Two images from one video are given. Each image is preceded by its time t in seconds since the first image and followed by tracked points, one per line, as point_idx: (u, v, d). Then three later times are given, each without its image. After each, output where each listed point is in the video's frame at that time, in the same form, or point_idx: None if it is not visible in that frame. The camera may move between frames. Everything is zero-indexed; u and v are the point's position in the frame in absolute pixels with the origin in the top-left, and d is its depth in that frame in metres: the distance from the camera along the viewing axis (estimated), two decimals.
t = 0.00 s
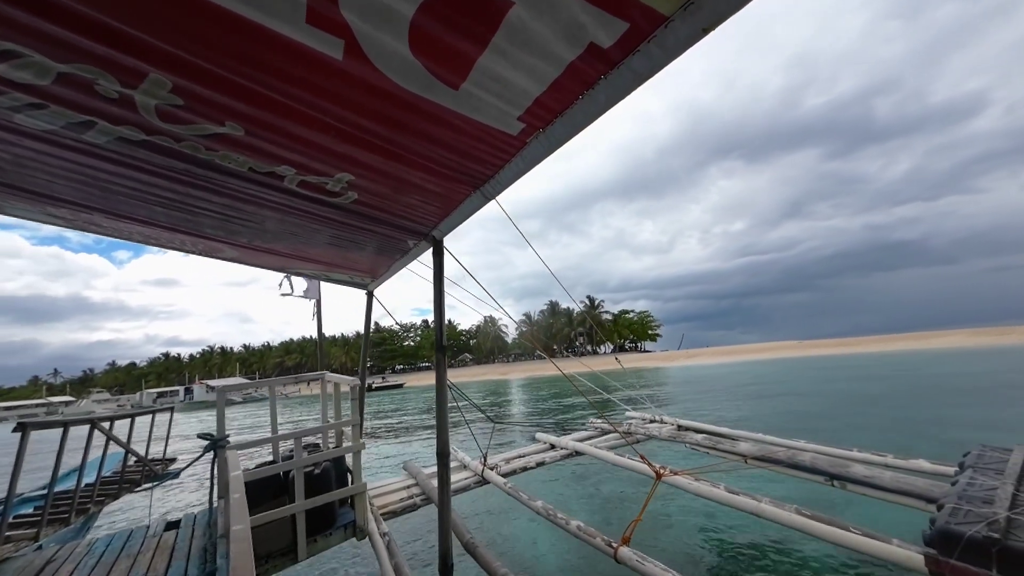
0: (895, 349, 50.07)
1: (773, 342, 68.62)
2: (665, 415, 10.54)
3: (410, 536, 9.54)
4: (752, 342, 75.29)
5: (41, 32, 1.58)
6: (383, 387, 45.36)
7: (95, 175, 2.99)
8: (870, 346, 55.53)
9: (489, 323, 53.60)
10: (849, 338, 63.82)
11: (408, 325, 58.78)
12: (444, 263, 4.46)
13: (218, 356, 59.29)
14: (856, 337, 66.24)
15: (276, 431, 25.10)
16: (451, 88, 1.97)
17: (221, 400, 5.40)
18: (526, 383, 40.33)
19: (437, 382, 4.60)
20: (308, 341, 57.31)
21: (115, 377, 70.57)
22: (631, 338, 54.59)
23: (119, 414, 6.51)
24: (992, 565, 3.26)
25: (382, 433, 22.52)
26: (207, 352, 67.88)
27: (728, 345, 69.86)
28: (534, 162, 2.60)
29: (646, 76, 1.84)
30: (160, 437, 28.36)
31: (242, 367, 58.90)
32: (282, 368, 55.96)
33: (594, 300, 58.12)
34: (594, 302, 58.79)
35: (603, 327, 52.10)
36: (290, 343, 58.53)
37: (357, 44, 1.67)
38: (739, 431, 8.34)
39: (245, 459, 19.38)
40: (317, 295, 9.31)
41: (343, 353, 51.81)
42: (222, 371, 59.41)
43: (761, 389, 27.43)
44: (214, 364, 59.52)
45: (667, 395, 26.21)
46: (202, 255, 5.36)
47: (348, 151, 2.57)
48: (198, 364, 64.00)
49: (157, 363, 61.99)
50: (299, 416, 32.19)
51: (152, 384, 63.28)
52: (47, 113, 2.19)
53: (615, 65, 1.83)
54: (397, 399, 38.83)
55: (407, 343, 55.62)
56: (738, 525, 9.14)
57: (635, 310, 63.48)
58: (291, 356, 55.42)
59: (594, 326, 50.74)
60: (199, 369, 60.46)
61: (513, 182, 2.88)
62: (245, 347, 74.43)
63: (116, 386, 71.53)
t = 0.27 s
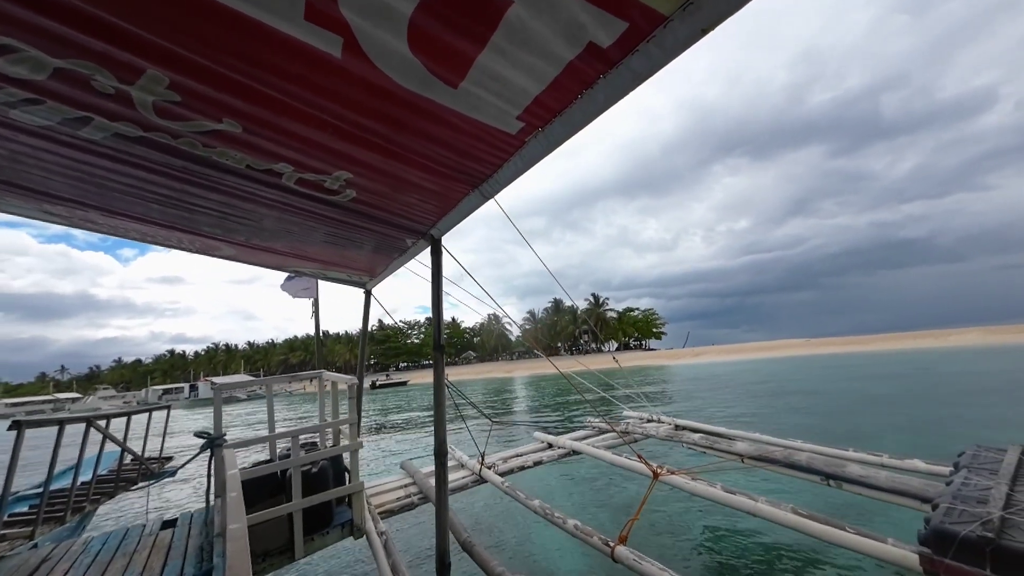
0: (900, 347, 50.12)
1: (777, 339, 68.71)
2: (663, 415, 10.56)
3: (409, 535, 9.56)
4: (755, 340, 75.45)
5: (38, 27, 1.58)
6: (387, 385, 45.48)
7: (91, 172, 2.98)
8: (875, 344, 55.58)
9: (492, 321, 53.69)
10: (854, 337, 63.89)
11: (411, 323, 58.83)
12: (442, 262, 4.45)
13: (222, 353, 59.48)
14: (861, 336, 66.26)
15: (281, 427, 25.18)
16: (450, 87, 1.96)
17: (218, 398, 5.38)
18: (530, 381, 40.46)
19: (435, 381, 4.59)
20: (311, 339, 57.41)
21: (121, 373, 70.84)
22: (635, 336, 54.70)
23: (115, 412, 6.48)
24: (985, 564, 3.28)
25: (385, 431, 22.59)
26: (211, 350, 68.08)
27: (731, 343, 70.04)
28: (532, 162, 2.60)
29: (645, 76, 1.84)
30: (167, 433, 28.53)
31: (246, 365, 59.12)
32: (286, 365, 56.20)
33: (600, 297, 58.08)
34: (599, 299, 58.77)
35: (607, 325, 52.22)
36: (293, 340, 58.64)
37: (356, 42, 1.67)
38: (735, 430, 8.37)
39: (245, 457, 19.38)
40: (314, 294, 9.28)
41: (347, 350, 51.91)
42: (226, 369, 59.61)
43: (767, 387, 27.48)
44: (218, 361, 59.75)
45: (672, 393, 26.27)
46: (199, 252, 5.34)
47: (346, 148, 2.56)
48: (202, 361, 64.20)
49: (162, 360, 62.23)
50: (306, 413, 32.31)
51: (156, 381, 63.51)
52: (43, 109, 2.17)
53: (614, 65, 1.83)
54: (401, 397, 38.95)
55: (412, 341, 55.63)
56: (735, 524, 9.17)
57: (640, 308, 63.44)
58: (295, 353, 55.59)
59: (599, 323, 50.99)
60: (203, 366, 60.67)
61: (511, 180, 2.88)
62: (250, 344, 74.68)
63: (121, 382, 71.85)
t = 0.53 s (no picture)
0: (903, 346, 50.34)
1: (779, 337, 68.94)
2: (659, 413, 10.59)
3: (404, 533, 9.55)
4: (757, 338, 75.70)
5: (32, 19, 1.56)
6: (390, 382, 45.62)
7: (85, 166, 2.95)
8: (877, 342, 55.82)
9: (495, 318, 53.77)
10: (856, 336, 64.08)
11: (413, 320, 58.83)
12: (440, 260, 4.44)
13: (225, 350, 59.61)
14: (864, 335, 66.43)
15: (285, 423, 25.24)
16: (449, 84, 1.95)
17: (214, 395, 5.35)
18: (533, 378, 40.57)
19: (432, 379, 4.59)
20: (313, 335, 57.46)
21: (125, 369, 71.00)
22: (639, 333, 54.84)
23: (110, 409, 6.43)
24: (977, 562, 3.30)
25: (387, 427, 22.64)
26: (214, 346, 68.26)
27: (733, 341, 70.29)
28: (531, 160, 2.60)
29: (645, 75, 1.84)
30: (172, 429, 28.71)
31: (249, 362, 59.31)
32: (289, 361, 56.35)
33: (603, 295, 58.16)
34: (603, 297, 58.84)
35: (611, 322, 52.37)
36: (295, 337, 58.71)
37: (354, 37, 1.65)
38: (731, 430, 8.42)
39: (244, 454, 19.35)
40: (310, 291, 9.25)
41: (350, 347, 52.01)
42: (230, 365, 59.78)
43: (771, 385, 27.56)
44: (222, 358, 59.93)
45: (675, 390, 26.37)
46: (195, 248, 5.31)
47: (343, 145, 2.54)
48: (206, 357, 64.40)
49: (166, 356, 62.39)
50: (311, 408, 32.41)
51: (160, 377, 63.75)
52: (36, 102, 2.15)
53: (615, 63, 1.83)
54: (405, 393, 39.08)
55: (415, 338, 55.68)
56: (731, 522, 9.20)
57: (643, 305, 63.55)
58: (298, 350, 55.66)
59: (602, 320, 51.20)
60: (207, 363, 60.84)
61: (510, 179, 2.87)
62: (253, 341, 74.87)
63: (125, 378, 72.14)
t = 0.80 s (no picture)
0: (908, 343, 50.40)
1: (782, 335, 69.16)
2: (656, 412, 10.62)
3: (401, 530, 9.55)
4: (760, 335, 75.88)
5: (26, 12, 1.54)
6: (395, 378, 45.75)
7: (80, 162, 2.93)
8: (882, 339, 55.89)
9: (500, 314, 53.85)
10: (859, 333, 64.11)
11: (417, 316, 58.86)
12: (438, 258, 4.44)
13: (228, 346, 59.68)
14: (869, 332, 66.38)
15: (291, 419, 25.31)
16: (448, 81, 1.95)
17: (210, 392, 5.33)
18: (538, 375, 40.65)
19: (430, 376, 4.58)
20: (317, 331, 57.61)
21: (133, 365, 71.72)
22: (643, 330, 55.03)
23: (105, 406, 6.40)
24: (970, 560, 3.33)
25: (391, 423, 22.68)
26: (219, 343, 68.54)
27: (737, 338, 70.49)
28: (530, 158, 2.59)
29: (645, 73, 1.83)
30: (179, 424, 28.85)
31: (253, 358, 59.43)
32: (293, 357, 56.54)
33: (608, 291, 58.11)
34: (608, 292, 58.73)
35: (616, 319, 52.58)
36: (299, 333, 58.75)
37: (352, 33, 1.64)
38: (727, 428, 8.47)
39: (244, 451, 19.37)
40: (306, 288, 9.24)
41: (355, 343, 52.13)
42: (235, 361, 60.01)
43: (777, 381, 27.56)
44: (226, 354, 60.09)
45: (679, 387, 26.41)
46: (192, 245, 5.28)
47: (342, 141, 2.53)
48: (211, 354, 64.77)
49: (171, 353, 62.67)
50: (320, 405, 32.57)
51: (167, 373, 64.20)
52: (30, 97, 2.13)
53: (614, 61, 1.82)
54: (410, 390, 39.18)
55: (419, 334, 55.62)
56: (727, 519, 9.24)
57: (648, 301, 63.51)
58: (301, 346, 55.76)
59: (608, 316, 51.53)
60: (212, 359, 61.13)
61: (509, 176, 2.87)
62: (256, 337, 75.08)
63: (131, 373, 72.41)
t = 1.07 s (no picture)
0: (917, 339, 50.29)
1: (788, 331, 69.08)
2: (655, 410, 10.64)
3: (402, 528, 9.56)
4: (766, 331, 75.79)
5: (23, 10, 1.54)
6: (402, 375, 45.92)
7: (79, 160, 2.93)
8: (889, 335, 55.80)
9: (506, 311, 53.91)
10: (866, 328, 64.04)
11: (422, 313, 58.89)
12: (438, 256, 4.44)
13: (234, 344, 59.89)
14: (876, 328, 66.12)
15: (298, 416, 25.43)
16: (447, 78, 1.95)
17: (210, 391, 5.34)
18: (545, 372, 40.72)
19: (430, 375, 4.59)
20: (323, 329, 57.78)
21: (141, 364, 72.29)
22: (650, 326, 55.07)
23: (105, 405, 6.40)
24: (967, 557, 3.35)
25: (397, 420, 22.77)
26: (226, 341, 68.97)
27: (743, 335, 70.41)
28: (530, 157, 2.60)
29: (645, 71, 1.84)
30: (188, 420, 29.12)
31: (260, 356, 59.71)
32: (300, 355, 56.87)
33: (614, 287, 58.08)
34: (616, 288, 58.70)
35: (624, 315, 52.67)
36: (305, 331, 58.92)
37: (351, 30, 1.64)
38: (725, 426, 8.50)
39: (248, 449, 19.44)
40: (306, 285, 9.27)
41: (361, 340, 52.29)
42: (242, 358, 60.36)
43: (786, 378, 27.50)
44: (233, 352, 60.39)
45: (685, 383, 26.43)
46: (191, 244, 5.28)
47: (341, 139, 2.53)
48: (218, 352, 65.08)
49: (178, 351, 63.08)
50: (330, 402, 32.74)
51: (176, 371, 64.69)
52: (29, 95, 2.13)
53: (614, 59, 1.83)
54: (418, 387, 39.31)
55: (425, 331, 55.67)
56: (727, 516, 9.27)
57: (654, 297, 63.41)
58: (308, 344, 55.95)
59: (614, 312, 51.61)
60: (219, 358, 61.48)
61: (508, 175, 2.87)
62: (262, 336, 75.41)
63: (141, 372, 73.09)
